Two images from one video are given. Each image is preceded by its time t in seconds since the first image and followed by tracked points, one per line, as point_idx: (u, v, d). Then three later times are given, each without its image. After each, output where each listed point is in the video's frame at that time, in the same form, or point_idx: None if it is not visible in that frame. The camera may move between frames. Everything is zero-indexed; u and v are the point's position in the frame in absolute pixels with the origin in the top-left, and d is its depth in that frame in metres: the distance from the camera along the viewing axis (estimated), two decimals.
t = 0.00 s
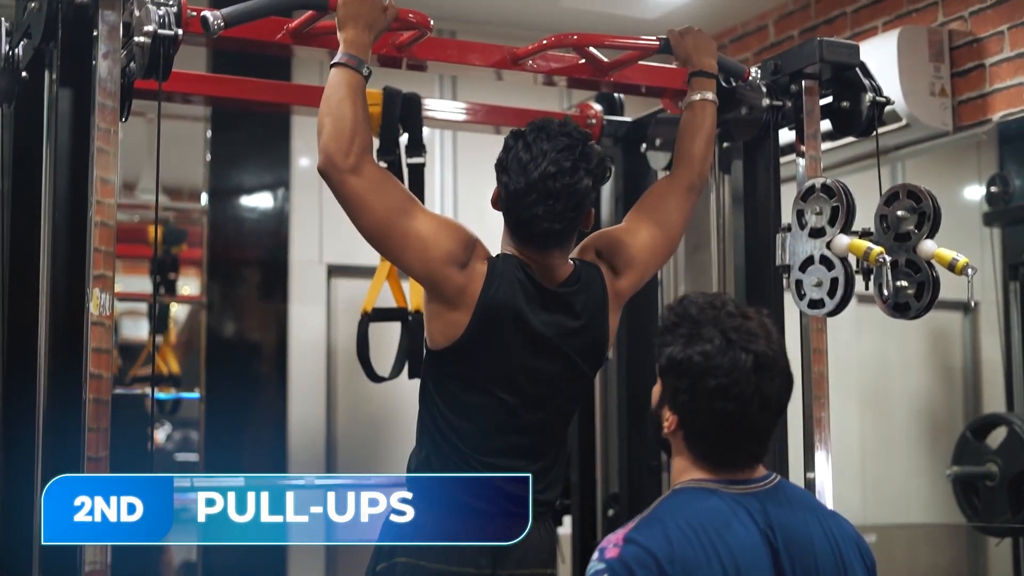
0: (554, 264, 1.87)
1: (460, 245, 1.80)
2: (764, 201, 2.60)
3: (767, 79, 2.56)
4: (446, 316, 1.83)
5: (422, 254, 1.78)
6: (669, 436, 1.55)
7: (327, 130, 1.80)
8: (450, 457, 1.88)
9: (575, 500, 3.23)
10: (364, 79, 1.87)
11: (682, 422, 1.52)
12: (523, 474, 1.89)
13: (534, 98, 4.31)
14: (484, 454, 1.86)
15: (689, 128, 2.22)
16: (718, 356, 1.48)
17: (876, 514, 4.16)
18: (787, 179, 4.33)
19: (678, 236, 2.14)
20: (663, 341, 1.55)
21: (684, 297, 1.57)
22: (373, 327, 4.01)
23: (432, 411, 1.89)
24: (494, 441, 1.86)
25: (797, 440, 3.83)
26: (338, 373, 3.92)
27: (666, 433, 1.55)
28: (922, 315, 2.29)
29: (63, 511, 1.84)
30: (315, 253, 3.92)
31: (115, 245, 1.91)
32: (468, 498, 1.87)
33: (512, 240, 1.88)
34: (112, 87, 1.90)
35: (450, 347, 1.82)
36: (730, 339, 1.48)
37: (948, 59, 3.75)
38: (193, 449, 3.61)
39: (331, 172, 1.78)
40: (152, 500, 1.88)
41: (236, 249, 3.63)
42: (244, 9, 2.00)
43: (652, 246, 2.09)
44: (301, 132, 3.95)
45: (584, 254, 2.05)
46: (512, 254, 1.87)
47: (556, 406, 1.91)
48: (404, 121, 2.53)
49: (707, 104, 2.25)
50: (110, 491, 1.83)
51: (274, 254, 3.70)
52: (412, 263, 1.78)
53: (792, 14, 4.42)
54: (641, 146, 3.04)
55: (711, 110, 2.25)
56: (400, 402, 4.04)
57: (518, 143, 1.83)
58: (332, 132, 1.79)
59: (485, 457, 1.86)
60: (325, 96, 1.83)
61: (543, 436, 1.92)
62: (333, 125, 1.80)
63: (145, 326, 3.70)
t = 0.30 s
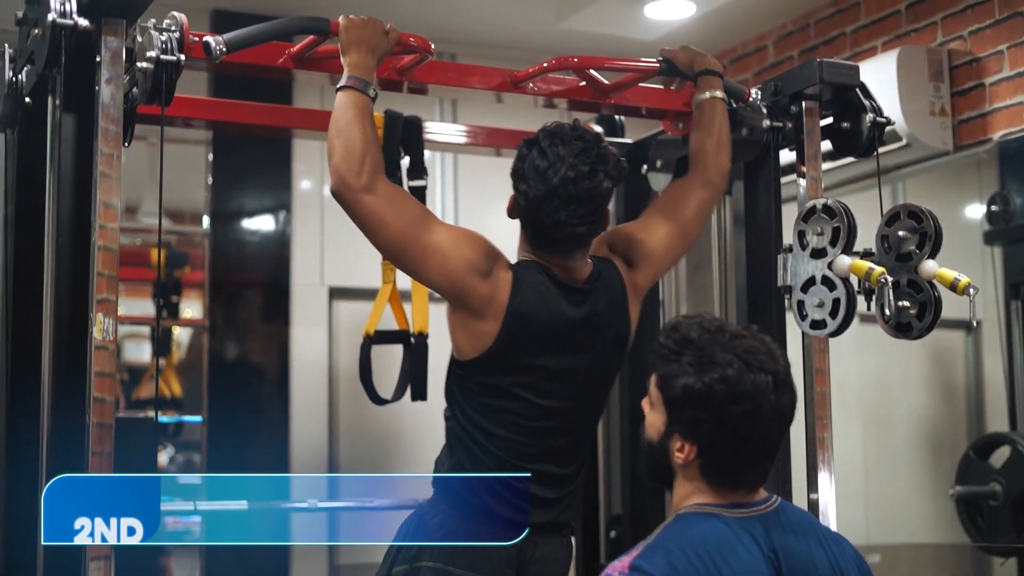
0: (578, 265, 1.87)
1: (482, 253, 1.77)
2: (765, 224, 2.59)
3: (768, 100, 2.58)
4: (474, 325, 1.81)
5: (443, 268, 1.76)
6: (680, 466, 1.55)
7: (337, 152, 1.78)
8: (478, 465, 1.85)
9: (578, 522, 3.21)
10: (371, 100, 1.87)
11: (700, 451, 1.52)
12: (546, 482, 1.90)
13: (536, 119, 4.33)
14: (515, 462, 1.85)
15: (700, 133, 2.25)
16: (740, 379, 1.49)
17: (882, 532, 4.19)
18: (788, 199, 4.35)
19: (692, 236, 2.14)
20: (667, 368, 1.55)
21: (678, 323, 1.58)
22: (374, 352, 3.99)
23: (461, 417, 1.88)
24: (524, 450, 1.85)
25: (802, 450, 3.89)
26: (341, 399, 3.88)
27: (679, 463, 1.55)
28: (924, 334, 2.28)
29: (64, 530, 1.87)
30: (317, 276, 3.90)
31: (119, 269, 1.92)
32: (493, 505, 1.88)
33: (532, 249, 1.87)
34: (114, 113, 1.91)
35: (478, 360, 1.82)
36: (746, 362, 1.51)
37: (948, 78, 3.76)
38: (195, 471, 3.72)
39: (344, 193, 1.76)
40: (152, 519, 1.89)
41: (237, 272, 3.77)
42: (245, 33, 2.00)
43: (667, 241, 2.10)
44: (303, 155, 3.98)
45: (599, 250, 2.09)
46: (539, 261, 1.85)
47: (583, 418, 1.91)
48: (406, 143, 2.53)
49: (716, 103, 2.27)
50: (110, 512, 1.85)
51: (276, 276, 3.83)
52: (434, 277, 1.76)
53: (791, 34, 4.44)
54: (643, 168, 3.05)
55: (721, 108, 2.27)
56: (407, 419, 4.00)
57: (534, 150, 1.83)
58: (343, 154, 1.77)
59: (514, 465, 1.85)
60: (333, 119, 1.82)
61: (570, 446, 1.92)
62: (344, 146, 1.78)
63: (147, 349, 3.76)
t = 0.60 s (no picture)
0: (605, 278, 1.87)
1: (508, 266, 1.78)
2: (773, 243, 2.57)
3: (774, 119, 2.57)
4: (501, 339, 1.80)
5: (470, 283, 1.76)
6: (708, 483, 1.62)
7: (359, 171, 1.78)
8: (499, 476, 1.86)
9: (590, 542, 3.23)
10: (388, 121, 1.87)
11: (728, 467, 1.59)
12: (567, 500, 1.89)
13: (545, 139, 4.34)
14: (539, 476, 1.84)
15: (723, 159, 2.25)
16: (770, 399, 1.56)
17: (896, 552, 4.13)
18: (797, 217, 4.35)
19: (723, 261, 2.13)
20: (695, 389, 1.63)
21: (707, 342, 1.66)
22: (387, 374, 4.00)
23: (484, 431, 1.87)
24: (546, 466, 1.84)
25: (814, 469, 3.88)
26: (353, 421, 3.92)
27: (707, 480, 1.62)
28: (934, 352, 2.27)
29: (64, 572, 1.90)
30: (327, 297, 3.92)
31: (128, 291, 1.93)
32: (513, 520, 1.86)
33: (558, 260, 1.87)
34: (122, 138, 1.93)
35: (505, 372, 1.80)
36: (775, 381, 1.57)
37: (956, 95, 3.75)
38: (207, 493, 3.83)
39: (367, 211, 1.77)
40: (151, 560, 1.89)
41: (249, 295, 3.79)
42: (252, 57, 2.02)
43: (696, 263, 2.07)
44: (311, 177, 3.98)
45: (625, 270, 2.04)
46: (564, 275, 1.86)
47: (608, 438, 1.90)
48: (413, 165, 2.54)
49: (734, 136, 2.26)
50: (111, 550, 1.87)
51: (286, 298, 3.86)
52: (461, 291, 1.76)
53: (800, 52, 4.44)
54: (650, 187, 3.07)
55: (739, 143, 2.26)
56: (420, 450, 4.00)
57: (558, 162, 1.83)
58: (364, 172, 1.78)
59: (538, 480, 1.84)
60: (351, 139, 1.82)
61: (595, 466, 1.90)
62: (365, 165, 1.78)
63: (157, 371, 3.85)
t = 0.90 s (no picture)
0: (607, 281, 1.92)
1: (514, 268, 1.77)
2: (777, 249, 2.58)
3: (779, 125, 2.57)
4: (506, 341, 1.78)
5: (475, 284, 1.74)
6: (730, 486, 1.70)
7: (366, 172, 1.77)
8: (489, 478, 1.84)
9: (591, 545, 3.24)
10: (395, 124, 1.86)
11: (751, 471, 1.67)
12: (556, 502, 1.89)
13: (548, 143, 4.35)
14: (530, 478, 1.84)
15: (722, 172, 2.24)
16: (795, 404, 1.64)
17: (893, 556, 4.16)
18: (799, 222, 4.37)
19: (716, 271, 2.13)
20: (721, 394, 1.70)
21: (733, 348, 1.73)
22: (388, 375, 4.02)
23: (475, 431, 1.86)
24: (533, 468, 1.83)
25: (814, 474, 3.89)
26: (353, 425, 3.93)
27: (728, 484, 1.70)
28: (936, 358, 2.27)
29: None
30: (330, 300, 3.95)
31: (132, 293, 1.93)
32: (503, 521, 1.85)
33: (575, 263, 1.89)
34: (127, 139, 1.92)
35: (506, 375, 1.79)
36: (801, 388, 1.65)
37: (958, 102, 3.76)
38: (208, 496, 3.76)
39: (371, 213, 1.75)
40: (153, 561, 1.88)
41: (251, 297, 3.79)
42: (257, 61, 2.01)
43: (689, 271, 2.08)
44: (314, 179, 4.00)
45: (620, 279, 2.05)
46: (572, 280, 1.88)
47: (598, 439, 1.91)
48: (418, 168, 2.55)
49: (732, 147, 2.25)
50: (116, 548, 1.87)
51: (288, 300, 3.86)
52: (467, 292, 1.75)
53: (803, 58, 4.45)
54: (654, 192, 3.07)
55: (736, 153, 2.25)
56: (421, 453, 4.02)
57: (577, 166, 1.86)
58: (372, 173, 1.76)
59: (528, 482, 1.84)
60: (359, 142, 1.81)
61: (583, 468, 1.91)
62: (372, 166, 1.77)
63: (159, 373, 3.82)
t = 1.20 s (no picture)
0: (551, 283, 1.95)
1: (462, 271, 1.81)
2: (778, 252, 2.59)
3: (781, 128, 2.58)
4: (451, 341, 1.82)
5: (427, 285, 1.77)
6: (746, 487, 1.71)
7: (332, 174, 1.76)
8: (433, 475, 1.84)
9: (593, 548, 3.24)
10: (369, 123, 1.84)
11: (768, 472, 1.67)
12: (507, 501, 1.87)
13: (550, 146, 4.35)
14: (474, 474, 1.83)
15: (701, 181, 2.22)
16: (812, 407, 1.65)
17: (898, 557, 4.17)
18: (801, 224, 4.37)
19: (674, 281, 2.15)
20: (737, 397, 1.71)
21: (751, 350, 1.75)
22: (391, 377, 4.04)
23: (419, 431, 1.87)
24: (477, 465, 1.83)
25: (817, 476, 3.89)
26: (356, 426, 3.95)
27: (745, 485, 1.70)
28: (938, 361, 2.26)
29: None
30: (333, 304, 3.97)
31: (134, 297, 1.93)
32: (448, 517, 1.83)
33: (536, 266, 1.92)
34: (131, 143, 1.92)
35: (449, 375, 1.81)
36: (819, 391, 1.66)
37: (961, 104, 3.76)
38: (211, 499, 3.70)
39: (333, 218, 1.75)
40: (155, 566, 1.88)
41: (254, 300, 3.81)
42: (259, 64, 2.01)
43: (638, 281, 2.10)
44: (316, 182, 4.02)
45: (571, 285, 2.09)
46: (517, 280, 1.91)
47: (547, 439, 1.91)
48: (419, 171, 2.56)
49: (717, 160, 2.23)
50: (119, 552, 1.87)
51: (292, 303, 3.88)
52: (416, 295, 1.78)
53: (805, 61, 4.45)
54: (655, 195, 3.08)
55: (721, 164, 2.23)
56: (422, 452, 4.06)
57: (545, 172, 1.91)
58: (339, 176, 1.75)
59: (472, 478, 1.83)
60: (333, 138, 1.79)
61: (535, 469, 1.91)
62: (340, 169, 1.76)
63: (162, 376, 3.82)
